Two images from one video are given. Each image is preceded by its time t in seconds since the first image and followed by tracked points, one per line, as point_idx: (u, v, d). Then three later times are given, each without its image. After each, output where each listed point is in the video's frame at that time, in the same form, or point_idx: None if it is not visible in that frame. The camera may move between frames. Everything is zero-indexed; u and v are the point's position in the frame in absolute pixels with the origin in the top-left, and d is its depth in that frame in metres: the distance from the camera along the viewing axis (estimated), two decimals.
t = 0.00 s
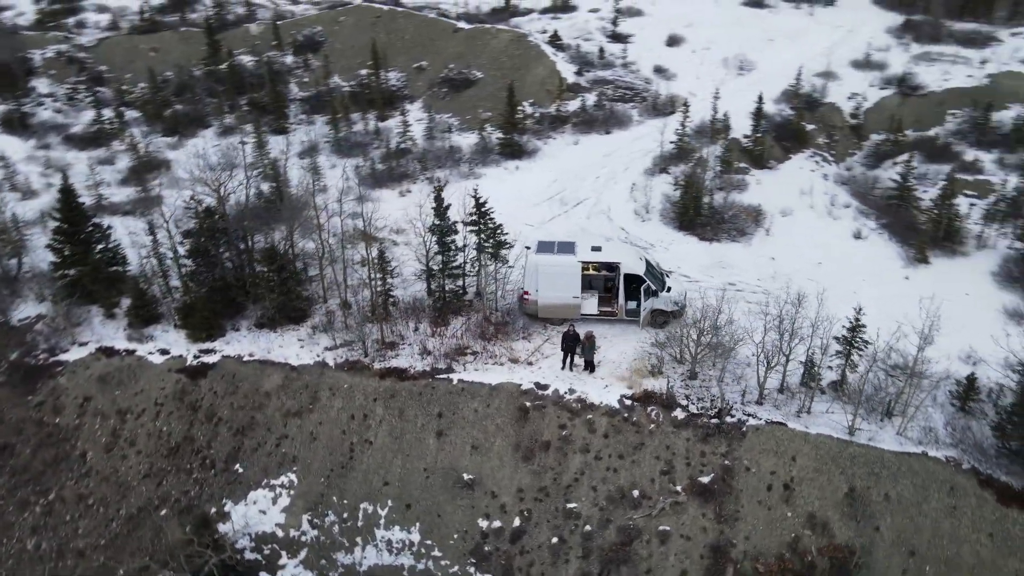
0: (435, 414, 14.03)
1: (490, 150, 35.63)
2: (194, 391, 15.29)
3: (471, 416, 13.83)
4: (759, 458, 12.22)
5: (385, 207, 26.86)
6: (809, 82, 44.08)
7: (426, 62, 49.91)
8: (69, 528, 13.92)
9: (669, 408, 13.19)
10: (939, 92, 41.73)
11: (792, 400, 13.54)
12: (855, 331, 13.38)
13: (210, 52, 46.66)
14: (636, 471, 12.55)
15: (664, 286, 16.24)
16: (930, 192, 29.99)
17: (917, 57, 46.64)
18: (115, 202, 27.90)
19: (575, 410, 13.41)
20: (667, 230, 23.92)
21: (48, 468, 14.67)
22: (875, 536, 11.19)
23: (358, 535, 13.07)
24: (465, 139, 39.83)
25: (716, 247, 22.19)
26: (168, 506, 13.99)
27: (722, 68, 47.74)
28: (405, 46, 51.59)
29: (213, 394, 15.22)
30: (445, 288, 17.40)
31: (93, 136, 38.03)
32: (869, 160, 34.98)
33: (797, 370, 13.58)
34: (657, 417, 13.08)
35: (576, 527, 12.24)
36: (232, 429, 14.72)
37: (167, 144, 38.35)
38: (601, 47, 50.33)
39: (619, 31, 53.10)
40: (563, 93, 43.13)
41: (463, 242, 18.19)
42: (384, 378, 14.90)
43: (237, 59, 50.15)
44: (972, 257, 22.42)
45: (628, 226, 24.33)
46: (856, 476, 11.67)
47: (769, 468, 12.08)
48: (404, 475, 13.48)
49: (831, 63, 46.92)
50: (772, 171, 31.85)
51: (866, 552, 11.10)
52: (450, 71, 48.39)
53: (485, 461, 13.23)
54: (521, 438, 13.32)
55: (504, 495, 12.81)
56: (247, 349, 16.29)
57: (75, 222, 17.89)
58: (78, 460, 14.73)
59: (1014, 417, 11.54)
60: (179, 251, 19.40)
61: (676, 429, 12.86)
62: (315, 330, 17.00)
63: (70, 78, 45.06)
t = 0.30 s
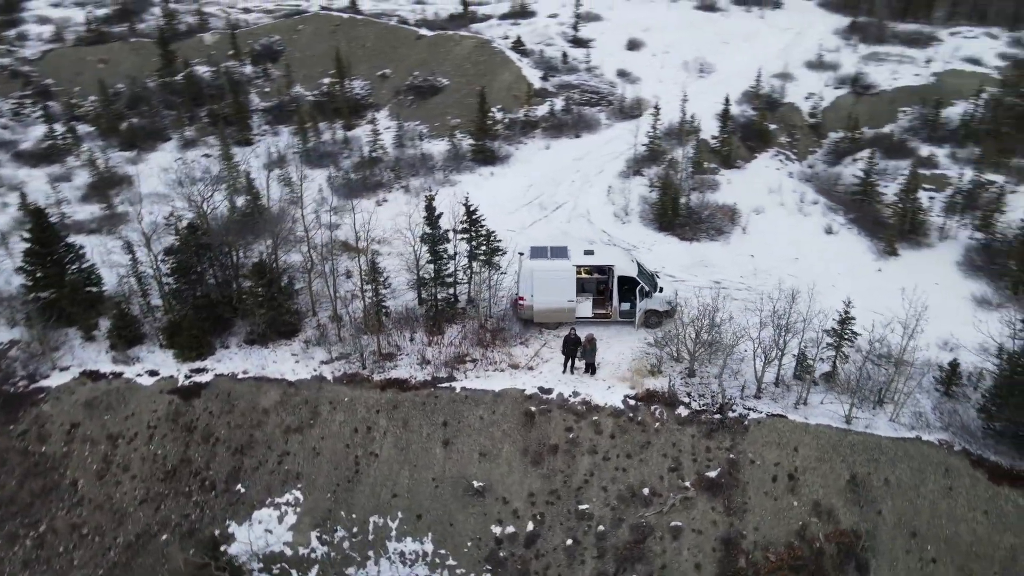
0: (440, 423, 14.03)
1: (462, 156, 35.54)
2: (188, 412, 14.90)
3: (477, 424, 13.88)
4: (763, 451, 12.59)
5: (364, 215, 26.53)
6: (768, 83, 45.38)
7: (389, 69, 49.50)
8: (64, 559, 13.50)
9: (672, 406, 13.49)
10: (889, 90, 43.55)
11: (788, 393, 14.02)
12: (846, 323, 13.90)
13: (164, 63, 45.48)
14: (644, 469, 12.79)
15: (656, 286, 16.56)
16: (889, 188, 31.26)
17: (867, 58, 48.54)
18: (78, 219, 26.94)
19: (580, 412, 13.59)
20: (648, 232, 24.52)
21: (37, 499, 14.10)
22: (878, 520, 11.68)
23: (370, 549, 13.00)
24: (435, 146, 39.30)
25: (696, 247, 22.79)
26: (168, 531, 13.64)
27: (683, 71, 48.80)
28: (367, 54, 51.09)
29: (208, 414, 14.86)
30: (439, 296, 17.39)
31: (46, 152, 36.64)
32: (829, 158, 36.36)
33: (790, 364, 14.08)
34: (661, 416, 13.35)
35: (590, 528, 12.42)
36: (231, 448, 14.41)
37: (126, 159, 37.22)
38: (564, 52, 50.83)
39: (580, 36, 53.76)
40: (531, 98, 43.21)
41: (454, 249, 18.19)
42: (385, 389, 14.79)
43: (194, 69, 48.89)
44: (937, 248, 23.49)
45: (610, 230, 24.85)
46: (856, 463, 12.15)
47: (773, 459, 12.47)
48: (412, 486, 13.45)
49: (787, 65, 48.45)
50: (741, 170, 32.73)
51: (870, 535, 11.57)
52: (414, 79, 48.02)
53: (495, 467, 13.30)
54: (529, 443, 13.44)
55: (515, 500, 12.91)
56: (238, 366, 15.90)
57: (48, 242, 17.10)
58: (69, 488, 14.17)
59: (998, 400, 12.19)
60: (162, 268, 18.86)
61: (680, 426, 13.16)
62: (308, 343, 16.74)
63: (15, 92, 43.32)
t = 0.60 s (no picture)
0: (446, 431, 14.12)
1: (436, 164, 35.45)
2: (184, 433, 14.55)
3: (483, 431, 14.03)
4: (765, 443, 13.09)
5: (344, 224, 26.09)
6: (728, 85, 46.56)
7: (353, 78, 48.84)
8: None
9: (675, 403, 13.85)
10: (843, 90, 45.23)
11: (783, 385, 14.63)
12: (834, 318, 14.55)
13: (119, 76, 44.13)
14: (652, 467, 13.10)
15: (648, 288, 17.00)
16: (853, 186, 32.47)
17: (819, 58, 50.29)
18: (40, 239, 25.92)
19: (586, 415, 13.82)
20: (628, 234, 25.16)
21: (28, 532, 13.56)
22: (878, 504, 12.35)
23: (383, 561, 13.08)
24: (406, 154, 38.72)
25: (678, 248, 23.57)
26: (171, 556, 13.32)
27: (645, 74, 49.72)
28: (330, 63, 50.47)
29: (206, 434, 14.54)
30: (434, 305, 17.46)
31: None
32: (792, 156, 37.64)
33: (785, 358, 14.70)
34: (665, 414, 13.69)
35: (603, 528, 12.72)
36: (232, 468, 14.14)
37: (84, 175, 35.93)
38: (528, 58, 51.15)
39: (542, 42, 54.25)
40: (501, 104, 43.31)
41: (446, 258, 18.25)
42: (387, 401, 14.76)
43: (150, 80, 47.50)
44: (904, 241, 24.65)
45: (592, 233, 25.41)
46: (854, 451, 12.80)
47: (776, 451, 13.00)
48: (422, 496, 13.52)
49: (744, 67, 49.85)
50: (710, 170, 33.68)
51: (872, 519, 12.22)
52: (379, 88, 47.34)
53: (504, 473, 13.48)
54: (537, 447, 13.62)
55: (527, 504, 13.12)
56: (233, 384, 15.57)
57: (20, 266, 16.04)
58: (62, 519, 13.66)
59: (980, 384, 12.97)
60: (143, 287, 18.36)
61: (685, 423, 13.50)
62: (303, 358, 16.58)
63: None
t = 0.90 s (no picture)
0: (453, 440, 14.28)
1: (410, 172, 35.25)
2: (182, 455, 14.22)
3: (490, 437, 14.25)
4: (766, 437, 13.83)
5: (324, 235, 25.62)
6: (690, 88, 47.57)
7: (317, 88, 47.78)
8: None
9: (676, 402, 14.42)
10: (800, 90, 46.78)
11: (778, 379, 15.40)
12: (823, 314, 15.35)
13: (71, 89, 42.56)
14: (659, 465, 13.61)
15: (640, 290, 17.43)
16: (818, 184, 33.71)
17: (774, 60, 51.91)
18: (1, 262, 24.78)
19: (590, 417, 14.21)
20: (610, 236, 25.99)
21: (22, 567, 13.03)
22: (877, 489, 13.32)
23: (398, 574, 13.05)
24: (377, 162, 38.12)
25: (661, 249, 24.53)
26: None
27: (609, 78, 50.51)
28: (291, 72, 49.39)
29: (206, 455, 14.24)
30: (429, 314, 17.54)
31: None
32: (756, 156, 38.81)
33: (777, 354, 15.48)
34: (667, 413, 14.24)
35: (615, 528, 13.09)
36: (236, 488, 13.89)
37: (40, 193, 34.46)
38: (492, 64, 51.26)
39: (505, 47, 54.40)
40: (470, 111, 43.33)
41: (439, 267, 18.36)
42: (391, 412, 14.80)
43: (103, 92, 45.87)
44: (873, 234, 26.20)
45: (575, 236, 25.93)
46: (852, 439, 13.79)
47: (777, 443, 13.77)
48: (432, 506, 13.59)
49: (704, 70, 51.07)
50: (680, 171, 34.79)
51: (872, 504, 13.14)
52: (344, 96, 46.32)
53: (513, 479, 13.72)
54: (544, 451, 13.93)
55: (539, 508, 13.39)
56: (229, 403, 15.27)
57: None
58: (58, 551, 13.18)
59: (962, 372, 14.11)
60: (127, 306, 17.67)
61: (687, 420, 14.07)
62: (298, 373, 16.40)
63: None
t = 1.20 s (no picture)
0: (460, 448, 14.47)
1: (383, 180, 35.01)
2: (183, 477, 13.90)
3: (498, 443, 14.52)
4: (766, 429, 14.63)
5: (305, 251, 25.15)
6: (653, 90, 48.39)
7: (281, 97, 46.39)
8: None
9: (677, 400, 15.13)
10: (758, 91, 48.11)
11: (770, 373, 16.22)
12: (810, 309, 16.25)
13: (20, 103, 40.80)
14: (664, 463, 14.20)
15: (631, 294, 17.95)
16: (784, 183, 34.78)
17: (731, 63, 53.28)
18: None
19: (594, 419, 14.74)
20: (591, 238, 27.01)
21: None
22: (873, 475, 14.19)
23: None
24: (347, 172, 37.47)
25: (642, 251, 25.69)
26: None
27: (574, 83, 51.10)
28: (253, 82, 47.68)
29: (208, 476, 13.95)
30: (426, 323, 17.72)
31: None
32: (721, 156, 39.80)
33: (766, 349, 16.31)
34: (669, 411, 14.92)
35: (626, 526, 13.52)
36: (241, 508, 13.66)
37: None
38: (457, 71, 51.16)
39: (468, 53, 54.47)
40: (439, 117, 43.37)
41: (433, 276, 18.54)
42: (395, 423, 14.87)
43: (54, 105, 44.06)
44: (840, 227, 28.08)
45: (558, 240, 26.67)
46: (847, 428, 14.69)
47: (776, 435, 14.56)
48: (444, 516, 13.71)
49: (666, 73, 52.07)
50: (651, 172, 35.67)
51: (870, 489, 14.00)
52: (311, 106, 45.15)
53: (523, 484, 14.01)
54: (552, 455, 14.31)
55: (551, 512, 13.71)
56: (228, 421, 15.00)
57: None
58: None
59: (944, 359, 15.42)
60: (112, 329, 17.12)
61: (689, 417, 14.80)
62: (294, 389, 16.20)
63: None
